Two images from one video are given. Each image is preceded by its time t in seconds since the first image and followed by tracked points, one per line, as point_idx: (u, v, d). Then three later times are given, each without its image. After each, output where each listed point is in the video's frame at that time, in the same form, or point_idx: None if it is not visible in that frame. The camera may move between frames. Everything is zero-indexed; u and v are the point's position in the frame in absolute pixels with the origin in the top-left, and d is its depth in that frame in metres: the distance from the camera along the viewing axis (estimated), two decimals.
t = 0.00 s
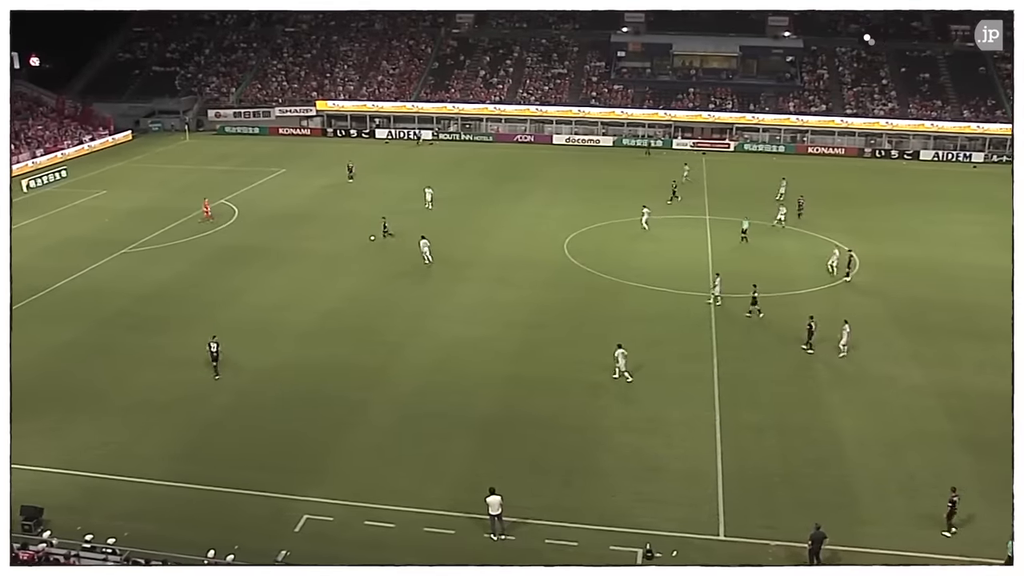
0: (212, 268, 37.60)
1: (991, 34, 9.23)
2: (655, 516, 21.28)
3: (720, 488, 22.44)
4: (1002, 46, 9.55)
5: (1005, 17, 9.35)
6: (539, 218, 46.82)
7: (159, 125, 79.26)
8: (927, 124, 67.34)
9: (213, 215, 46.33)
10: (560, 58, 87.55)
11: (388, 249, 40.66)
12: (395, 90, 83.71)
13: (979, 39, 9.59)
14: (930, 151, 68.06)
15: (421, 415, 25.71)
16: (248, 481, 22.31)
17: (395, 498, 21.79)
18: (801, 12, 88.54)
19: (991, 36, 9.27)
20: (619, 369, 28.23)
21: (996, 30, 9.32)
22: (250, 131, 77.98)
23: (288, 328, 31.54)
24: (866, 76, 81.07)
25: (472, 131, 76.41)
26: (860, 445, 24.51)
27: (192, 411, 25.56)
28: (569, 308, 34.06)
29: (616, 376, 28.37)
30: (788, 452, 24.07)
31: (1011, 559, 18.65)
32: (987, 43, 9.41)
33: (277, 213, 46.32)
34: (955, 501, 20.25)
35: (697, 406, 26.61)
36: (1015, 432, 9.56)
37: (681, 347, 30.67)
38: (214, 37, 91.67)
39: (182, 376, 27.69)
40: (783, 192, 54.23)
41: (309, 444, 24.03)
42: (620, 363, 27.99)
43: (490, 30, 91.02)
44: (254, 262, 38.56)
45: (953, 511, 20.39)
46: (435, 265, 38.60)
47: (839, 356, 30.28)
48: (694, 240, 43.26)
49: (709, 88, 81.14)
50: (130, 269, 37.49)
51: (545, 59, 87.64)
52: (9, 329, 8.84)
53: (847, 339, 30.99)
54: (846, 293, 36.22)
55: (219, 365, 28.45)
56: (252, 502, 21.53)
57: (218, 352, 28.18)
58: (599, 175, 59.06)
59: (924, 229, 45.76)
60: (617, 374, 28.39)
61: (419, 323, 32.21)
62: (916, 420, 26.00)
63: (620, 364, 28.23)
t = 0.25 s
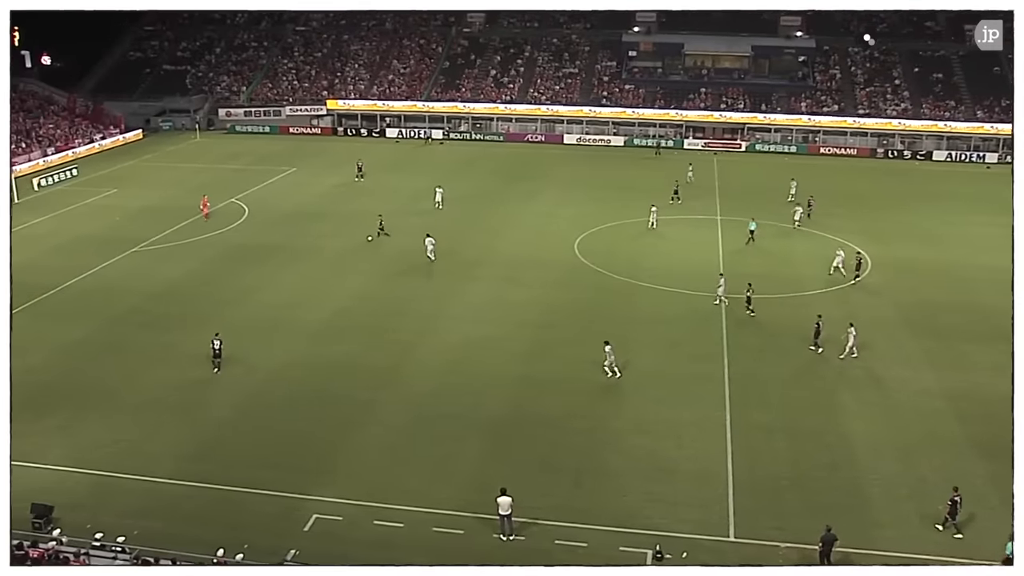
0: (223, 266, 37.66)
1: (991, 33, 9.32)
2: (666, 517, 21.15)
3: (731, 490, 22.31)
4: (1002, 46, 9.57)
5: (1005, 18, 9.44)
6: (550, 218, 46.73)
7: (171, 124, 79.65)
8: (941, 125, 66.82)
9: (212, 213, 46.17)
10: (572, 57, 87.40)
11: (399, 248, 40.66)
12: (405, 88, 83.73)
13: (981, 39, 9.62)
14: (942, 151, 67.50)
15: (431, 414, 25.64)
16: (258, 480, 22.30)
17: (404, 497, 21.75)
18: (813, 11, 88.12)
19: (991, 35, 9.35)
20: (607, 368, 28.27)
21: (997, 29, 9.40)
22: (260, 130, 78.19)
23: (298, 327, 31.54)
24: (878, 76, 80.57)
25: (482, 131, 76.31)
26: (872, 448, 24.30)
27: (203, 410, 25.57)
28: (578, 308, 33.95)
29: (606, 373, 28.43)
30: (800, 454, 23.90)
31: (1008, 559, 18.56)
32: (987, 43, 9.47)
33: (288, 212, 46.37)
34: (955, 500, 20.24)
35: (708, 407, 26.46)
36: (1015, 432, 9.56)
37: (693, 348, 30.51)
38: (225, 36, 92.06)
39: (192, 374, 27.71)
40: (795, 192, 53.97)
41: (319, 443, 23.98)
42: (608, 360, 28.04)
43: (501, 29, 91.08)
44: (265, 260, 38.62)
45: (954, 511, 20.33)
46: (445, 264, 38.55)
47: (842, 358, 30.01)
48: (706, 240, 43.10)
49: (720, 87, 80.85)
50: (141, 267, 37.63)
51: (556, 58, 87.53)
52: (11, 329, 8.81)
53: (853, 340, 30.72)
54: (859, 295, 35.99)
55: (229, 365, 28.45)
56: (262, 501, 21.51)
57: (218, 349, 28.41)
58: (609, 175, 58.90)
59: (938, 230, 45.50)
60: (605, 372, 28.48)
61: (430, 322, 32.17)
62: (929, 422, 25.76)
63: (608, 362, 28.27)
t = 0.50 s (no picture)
0: (227, 265, 37.42)
1: (992, 33, 8.95)
2: (677, 522, 20.69)
3: (743, 494, 21.81)
4: (1004, 46, 9.19)
5: (1008, 16, 9.05)
6: (559, 217, 46.28)
7: (173, 120, 79.46)
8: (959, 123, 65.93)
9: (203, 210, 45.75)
10: (581, 53, 86.82)
11: (406, 247, 40.30)
12: (413, 85, 83.41)
13: (980, 39, 9.23)
14: (960, 150, 66.70)
15: (437, 416, 25.26)
16: (261, 482, 21.98)
17: (410, 500, 21.38)
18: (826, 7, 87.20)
19: (992, 36, 8.98)
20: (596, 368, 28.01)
21: (999, 28, 9.04)
22: (265, 126, 78.10)
23: (303, 326, 31.23)
24: (895, 73, 79.73)
25: (491, 128, 75.72)
26: (887, 451, 23.77)
27: (205, 410, 25.30)
28: (587, 308, 33.51)
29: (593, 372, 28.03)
30: (813, 457, 23.40)
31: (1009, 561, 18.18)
32: (987, 44, 9.08)
33: (291, 210, 45.98)
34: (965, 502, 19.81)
35: (718, 409, 25.95)
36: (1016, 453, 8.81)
37: (703, 349, 29.99)
38: (229, 31, 91.85)
39: (195, 374, 27.44)
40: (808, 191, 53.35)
41: (324, 445, 23.65)
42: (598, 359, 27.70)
43: (510, 25, 90.64)
44: (270, 259, 38.36)
45: (961, 513, 19.93)
46: (452, 263, 38.15)
47: (854, 360, 29.30)
48: (718, 240, 42.49)
49: (733, 84, 80.52)
50: (141, 265, 37.44)
51: (566, 54, 86.98)
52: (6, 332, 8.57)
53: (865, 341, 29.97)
54: (873, 295, 35.40)
55: (234, 364, 28.17)
56: (266, 503, 21.19)
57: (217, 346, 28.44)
58: (619, 174, 58.37)
59: (955, 229, 44.85)
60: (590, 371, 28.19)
61: (437, 322, 31.80)
62: (947, 425, 25.20)
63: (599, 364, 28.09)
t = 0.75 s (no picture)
0: (235, 264, 37.27)
1: (991, 33, 8.83)
2: (689, 526, 20.26)
3: (758, 498, 21.35)
4: (1003, 47, 9.05)
5: (1005, 17, 8.96)
6: (571, 215, 45.92)
7: (179, 117, 78.85)
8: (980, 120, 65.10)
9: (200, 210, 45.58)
10: (594, 49, 86.32)
11: (416, 246, 40.02)
12: (423, 82, 83.36)
13: (979, 39, 9.10)
14: (981, 149, 65.85)
15: (446, 417, 24.93)
16: (268, 483, 21.72)
17: (418, 502, 21.06)
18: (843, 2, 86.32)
19: (990, 36, 8.84)
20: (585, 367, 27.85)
21: (997, 29, 8.91)
22: (273, 123, 78.18)
23: (312, 326, 31.00)
24: (915, 69, 78.90)
25: (501, 125, 75.72)
26: (905, 455, 23.25)
27: (212, 410, 25.09)
28: (598, 309, 33.11)
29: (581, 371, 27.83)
30: (830, 460, 22.90)
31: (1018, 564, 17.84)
32: (987, 43, 8.95)
33: (298, 210, 45.64)
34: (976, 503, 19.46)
35: (732, 411, 25.49)
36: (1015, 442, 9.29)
37: (717, 351, 29.50)
38: (237, 26, 91.84)
39: (202, 374, 27.25)
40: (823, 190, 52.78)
41: (332, 446, 23.36)
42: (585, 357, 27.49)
43: (523, 22, 90.25)
44: (279, 258, 38.18)
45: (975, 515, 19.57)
46: (461, 262, 37.82)
47: (864, 363, 28.88)
48: (732, 240, 41.93)
49: (748, 81, 80.10)
50: (146, 263, 37.36)
51: (578, 51, 86.53)
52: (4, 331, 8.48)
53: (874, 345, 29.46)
54: (890, 296, 34.84)
55: (241, 364, 27.96)
56: (273, 505, 20.91)
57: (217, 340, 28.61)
58: (632, 172, 57.87)
59: (975, 229, 44.21)
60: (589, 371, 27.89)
61: (446, 322, 31.49)
62: (967, 429, 24.65)
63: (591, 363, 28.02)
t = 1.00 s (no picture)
0: (244, 263, 37.33)
1: (990, 34, 8.86)
2: (699, 527, 20.13)
3: (768, 499, 21.20)
4: (1002, 46, 9.07)
5: (1003, 19, 9.01)
6: (581, 215, 45.80)
7: (189, 116, 79.56)
8: (993, 121, 64.80)
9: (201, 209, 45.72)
10: (604, 49, 86.22)
11: (426, 246, 39.97)
12: (433, 82, 83.35)
13: (979, 40, 9.11)
14: (994, 149, 65.47)
15: (455, 417, 24.86)
16: (276, 483, 21.70)
17: (427, 502, 21.00)
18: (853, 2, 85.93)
19: (991, 35, 8.84)
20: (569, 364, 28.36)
21: (997, 29, 8.91)
22: (283, 122, 78.39)
23: (321, 325, 31.00)
24: (927, 69, 78.50)
25: (511, 125, 75.78)
26: (917, 457, 23.05)
27: (222, 409, 25.10)
28: (608, 309, 33.00)
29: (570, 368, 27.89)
30: (841, 462, 22.74)
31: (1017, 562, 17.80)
32: (986, 43, 8.96)
33: (307, 210, 45.60)
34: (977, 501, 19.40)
35: (742, 412, 25.34)
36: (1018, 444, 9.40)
37: (727, 351, 29.35)
38: (246, 25, 92.12)
39: (212, 373, 27.28)
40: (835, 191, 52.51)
41: (341, 445, 23.34)
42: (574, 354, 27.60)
43: (532, 21, 90.20)
44: (289, 257, 38.22)
45: (976, 513, 19.56)
46: (471, 262, 37.73)
47: (871, 366, 28.45)
48: (742, 240, 41.75)
49: (759, 81, 79.87)
50: (156, 262, 37.49)
51: (588, 50, 86.44)
52: (9, 329, 8.78)
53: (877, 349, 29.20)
54: (902, 297, 34.62)
55: (250, 364, 27.98)
56: (281, 505, 20.88)
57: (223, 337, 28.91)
58: (641, 172, 57.72)
59: (988, 230, 43.89)
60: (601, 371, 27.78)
61: (456, 322, 31.43)
62: (980, 430, 24.43)
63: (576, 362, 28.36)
